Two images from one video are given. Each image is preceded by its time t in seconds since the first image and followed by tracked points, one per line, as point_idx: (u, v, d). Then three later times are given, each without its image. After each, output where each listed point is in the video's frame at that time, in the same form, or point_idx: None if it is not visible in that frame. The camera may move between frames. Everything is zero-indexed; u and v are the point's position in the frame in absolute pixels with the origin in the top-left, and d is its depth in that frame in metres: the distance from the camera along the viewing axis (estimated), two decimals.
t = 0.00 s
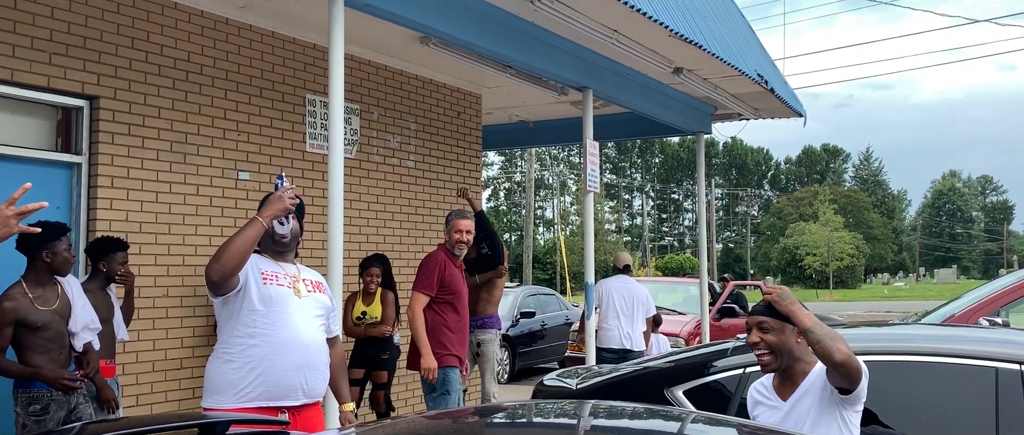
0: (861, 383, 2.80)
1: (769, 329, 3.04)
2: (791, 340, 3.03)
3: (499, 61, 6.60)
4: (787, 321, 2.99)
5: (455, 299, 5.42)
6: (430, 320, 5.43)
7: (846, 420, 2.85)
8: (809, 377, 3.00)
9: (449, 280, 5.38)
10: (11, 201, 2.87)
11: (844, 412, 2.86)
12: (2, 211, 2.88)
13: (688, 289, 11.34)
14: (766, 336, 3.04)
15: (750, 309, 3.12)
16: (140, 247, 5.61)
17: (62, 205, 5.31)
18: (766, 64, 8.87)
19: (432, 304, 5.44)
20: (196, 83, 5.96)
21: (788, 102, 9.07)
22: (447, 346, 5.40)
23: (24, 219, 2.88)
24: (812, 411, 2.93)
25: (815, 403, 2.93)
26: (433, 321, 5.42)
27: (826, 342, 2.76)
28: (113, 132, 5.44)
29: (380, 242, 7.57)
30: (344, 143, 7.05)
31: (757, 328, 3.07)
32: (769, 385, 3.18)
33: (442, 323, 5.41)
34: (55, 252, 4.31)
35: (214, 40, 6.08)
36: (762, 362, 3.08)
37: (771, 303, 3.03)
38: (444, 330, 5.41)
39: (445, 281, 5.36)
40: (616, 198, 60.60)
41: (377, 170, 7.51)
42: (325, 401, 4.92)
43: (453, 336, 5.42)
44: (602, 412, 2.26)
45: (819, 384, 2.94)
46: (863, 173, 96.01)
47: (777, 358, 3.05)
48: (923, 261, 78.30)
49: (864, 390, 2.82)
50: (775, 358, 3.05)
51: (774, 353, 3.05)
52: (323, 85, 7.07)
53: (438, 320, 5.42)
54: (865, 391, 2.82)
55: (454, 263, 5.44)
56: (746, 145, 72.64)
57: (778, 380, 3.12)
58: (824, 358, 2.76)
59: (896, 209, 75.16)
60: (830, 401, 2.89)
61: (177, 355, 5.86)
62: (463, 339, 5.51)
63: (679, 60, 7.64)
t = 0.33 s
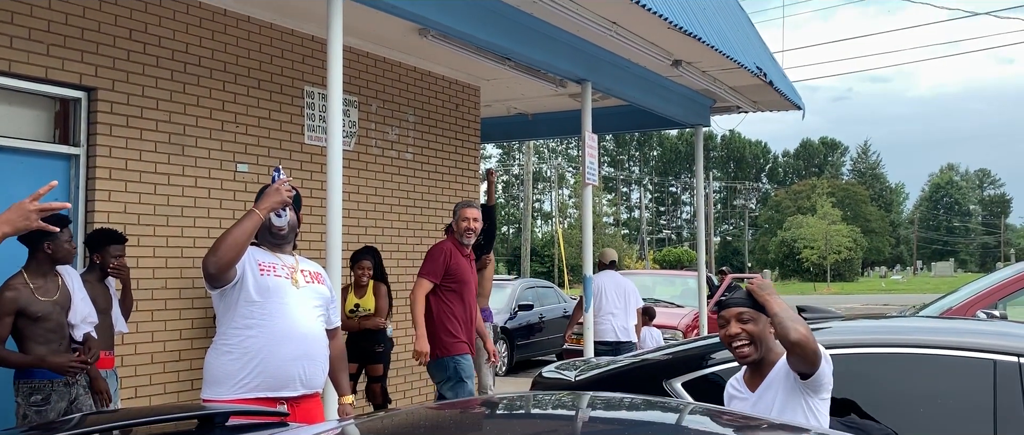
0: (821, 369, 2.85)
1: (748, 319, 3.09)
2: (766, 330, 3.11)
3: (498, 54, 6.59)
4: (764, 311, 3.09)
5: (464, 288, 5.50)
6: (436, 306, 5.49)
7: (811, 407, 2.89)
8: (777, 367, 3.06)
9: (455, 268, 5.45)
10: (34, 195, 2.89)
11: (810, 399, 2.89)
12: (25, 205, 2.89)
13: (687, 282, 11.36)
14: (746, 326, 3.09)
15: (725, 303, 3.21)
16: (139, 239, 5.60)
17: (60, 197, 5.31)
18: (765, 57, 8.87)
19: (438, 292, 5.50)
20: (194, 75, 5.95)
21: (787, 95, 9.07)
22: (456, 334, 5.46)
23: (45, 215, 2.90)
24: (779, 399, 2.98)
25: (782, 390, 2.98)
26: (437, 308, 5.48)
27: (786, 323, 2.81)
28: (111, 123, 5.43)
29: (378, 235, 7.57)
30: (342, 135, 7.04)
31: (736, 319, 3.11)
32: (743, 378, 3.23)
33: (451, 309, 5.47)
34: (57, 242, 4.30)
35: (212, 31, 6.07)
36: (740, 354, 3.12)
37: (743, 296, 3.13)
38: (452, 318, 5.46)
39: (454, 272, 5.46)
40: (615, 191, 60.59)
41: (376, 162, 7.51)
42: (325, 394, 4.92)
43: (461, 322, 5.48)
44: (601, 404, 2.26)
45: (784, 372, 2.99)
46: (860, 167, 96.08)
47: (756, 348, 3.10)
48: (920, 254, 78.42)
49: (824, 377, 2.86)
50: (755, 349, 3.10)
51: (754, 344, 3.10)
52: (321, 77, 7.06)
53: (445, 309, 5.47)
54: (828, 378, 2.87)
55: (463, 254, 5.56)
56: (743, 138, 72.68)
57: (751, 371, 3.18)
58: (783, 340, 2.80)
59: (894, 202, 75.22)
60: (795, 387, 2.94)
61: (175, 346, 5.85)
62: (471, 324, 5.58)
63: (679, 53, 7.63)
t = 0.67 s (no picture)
0: (788, 352, 2.88)
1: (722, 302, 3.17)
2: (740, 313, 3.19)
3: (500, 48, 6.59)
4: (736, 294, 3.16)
5: (475, 281, 5.56)
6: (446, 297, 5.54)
7: (777, 392, 2.92)
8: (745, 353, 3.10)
9: (465, 261, 5.51)
10: (51, 183, 2.89)
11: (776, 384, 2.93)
12: (41, 193, 2.89)
13: (688, 277, 11.36)
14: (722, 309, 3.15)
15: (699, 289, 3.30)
16: (141, 232, 5.61)
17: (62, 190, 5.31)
18: (767, 52, 8.86)
19: (449, 284, 5.55)
20: (196, 69, 5.95)
21: (789, 90, 9.06)
22: (467, 325, 5.50)
23: (61, 202, 2.90)
24: (747, 383, 3.01)
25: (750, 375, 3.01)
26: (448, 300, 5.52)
27: (758, 301, 2.86)
28: (114, 117, 5.43)
29: (380, 229, 7.58)
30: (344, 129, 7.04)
31: (712, 302, 3.18)
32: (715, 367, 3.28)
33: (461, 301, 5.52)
34: (63, 235, 4.33)
35: (214, 25, 6.07)
36: (715, 335, 3.17)
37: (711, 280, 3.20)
38: (462, 310, 5.50)
39: (466, 267, 5.52)
40: (616, 186, 60.56)
41: (378, 155, 7.51)
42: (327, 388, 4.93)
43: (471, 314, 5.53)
44: (602, 397, 2.27)
45: (750, 356, 3.04)
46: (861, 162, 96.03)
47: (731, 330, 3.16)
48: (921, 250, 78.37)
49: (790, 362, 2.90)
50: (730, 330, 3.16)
51: (730, 326, 3.17)
52: (323, 71, 7.06)
53: (455, 302, 5.52)
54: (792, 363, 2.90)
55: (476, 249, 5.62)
56: (745, 133, 72.70)
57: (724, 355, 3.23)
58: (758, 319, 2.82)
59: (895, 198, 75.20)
60: (761, 372, 2.97)
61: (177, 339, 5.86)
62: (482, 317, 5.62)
63: (680, 47, 7.63)
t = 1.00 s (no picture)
0: (760, 344, 2.91)
1: (701, 299, 3.18)
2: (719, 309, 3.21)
3: (505, 45, 6.59)
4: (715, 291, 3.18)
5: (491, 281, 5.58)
6: (463, 294, 5.57)
7: (752, 385, 2.94)
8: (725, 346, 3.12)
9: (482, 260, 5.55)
10: (63, 162, 2.92)
11: (751, 377, 2.95)
12: (53, 171, 2.91)
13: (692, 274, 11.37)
14: (700, 306, 3.17)
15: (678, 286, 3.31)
16: (146, 228, 5.63)
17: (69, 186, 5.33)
18: (772, 49, 8.85)
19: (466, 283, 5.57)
20: (202, 65, 5.97)
21: (794, 87, 9.05)
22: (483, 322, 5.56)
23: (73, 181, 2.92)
24: (723, 376, 3.05)
25: (725, 368, 3.05)
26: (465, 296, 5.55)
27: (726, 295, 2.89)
28: (119, 113, 5.45)
29: (384, 226, 7.60)
30: (349, 126, 7.05)
31: (691, 299, 3.19)
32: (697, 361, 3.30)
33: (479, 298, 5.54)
34: (77, 229, 4.45)
35: (220, 21, 6.08)
36: (695, 333, 3.19)
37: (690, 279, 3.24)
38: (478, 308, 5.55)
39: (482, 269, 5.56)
40: (619, 183, 60.50)
41: (382, 152, 7.52)
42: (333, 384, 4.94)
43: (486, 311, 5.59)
44: (606, 394, 2.27)
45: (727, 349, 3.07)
46: (866, 160, 95.82)
47: (710, 326, 3.18)
48: (926, 248, 78.16)
49: (764, 355, 2.92)
50: (710, 326, 3.18)
51: (709, 323, 3.18)
52: (329, 68, 7.07)
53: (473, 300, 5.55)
54: (767, 357, 2.92)
55: (491, 249, 5.64)
56: (749, 130, 72.65)
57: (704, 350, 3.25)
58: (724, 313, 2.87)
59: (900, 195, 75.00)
60: (737, 365, 2.99)
61: (182, 334, 5.88)
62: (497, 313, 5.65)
63: (685, 45, 7.62)
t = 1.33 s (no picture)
0: (733, 346, 2.96)
1: (678, 306, 3.19)
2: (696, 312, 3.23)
3: (511, 44, 6.59)
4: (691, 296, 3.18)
5: (507, 281, 5.81)
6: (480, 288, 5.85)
7: (728, 383, 3.00)
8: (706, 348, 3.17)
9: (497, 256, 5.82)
10: (85, 149, 2.92)
11: (727, 376, 3.01)
12: (75, 158, 2.91)
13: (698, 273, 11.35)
14: (677, 313, 3.19)
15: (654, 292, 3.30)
16: (153, 226, 5.64)
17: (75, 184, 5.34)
18: (779, 48, 8.83)
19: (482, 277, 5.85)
20: (209, 63, 5.98)
21: (801, 85, 9.03)
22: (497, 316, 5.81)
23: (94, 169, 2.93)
24: (703, 374, 3.12)
25: (704, 367, 3.12)
26: (479, 291, 5.83)
27: (690, 302, 2.94)
28: (126, 111, 5.47)
29: (390, 224, 7.61)
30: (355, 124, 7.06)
31: (667, 308, 3.20)
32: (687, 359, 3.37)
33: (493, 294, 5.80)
34: (90, 227, 4.58)
35: (226, 20, 6.09)
36: (677, 340, 3.23)
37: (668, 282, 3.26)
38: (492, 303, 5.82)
39: (496, 268, 5.82)
40: (625, 181, 60.42)
41: (388, 150, 7.53)
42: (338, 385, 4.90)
43: (500, 307, 5.85)
44: (612, 393, 2.27)
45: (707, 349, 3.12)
46: (872, 159, 95.53)
47: (689, 332, 3.21)
48: (933, 247, 77.85)
49: (737, 355, 2.97)
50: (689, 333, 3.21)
51: (688, 329, 3.21)
52: (335, 66, 7.08)
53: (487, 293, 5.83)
54: (740, 357, 2.98)
55: (507, 251, 5.88)
56: (754, 128, 72.50)
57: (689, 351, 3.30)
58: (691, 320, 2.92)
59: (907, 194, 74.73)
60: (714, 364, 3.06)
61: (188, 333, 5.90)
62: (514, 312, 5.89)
63: (691, 43, 7.61)
